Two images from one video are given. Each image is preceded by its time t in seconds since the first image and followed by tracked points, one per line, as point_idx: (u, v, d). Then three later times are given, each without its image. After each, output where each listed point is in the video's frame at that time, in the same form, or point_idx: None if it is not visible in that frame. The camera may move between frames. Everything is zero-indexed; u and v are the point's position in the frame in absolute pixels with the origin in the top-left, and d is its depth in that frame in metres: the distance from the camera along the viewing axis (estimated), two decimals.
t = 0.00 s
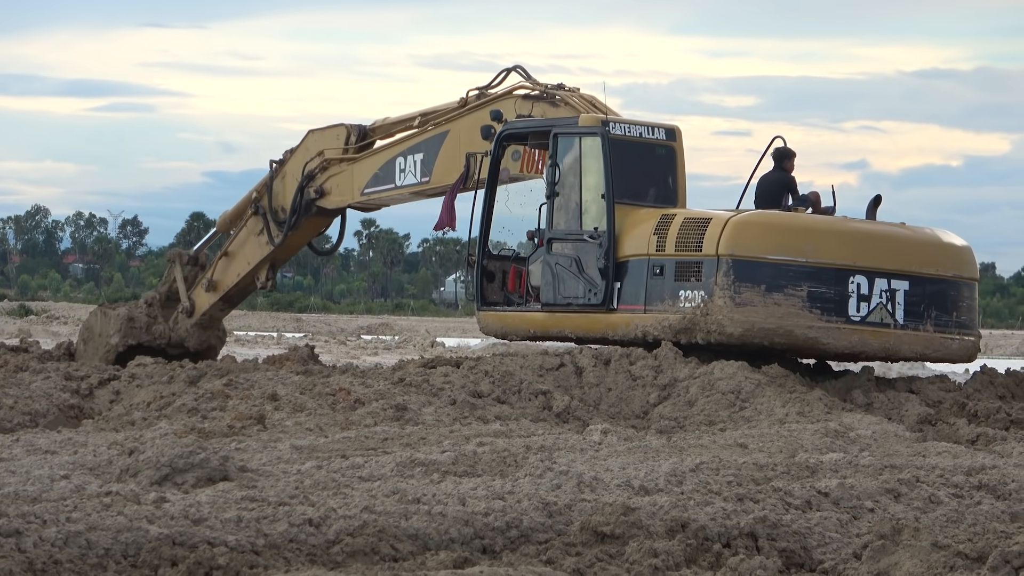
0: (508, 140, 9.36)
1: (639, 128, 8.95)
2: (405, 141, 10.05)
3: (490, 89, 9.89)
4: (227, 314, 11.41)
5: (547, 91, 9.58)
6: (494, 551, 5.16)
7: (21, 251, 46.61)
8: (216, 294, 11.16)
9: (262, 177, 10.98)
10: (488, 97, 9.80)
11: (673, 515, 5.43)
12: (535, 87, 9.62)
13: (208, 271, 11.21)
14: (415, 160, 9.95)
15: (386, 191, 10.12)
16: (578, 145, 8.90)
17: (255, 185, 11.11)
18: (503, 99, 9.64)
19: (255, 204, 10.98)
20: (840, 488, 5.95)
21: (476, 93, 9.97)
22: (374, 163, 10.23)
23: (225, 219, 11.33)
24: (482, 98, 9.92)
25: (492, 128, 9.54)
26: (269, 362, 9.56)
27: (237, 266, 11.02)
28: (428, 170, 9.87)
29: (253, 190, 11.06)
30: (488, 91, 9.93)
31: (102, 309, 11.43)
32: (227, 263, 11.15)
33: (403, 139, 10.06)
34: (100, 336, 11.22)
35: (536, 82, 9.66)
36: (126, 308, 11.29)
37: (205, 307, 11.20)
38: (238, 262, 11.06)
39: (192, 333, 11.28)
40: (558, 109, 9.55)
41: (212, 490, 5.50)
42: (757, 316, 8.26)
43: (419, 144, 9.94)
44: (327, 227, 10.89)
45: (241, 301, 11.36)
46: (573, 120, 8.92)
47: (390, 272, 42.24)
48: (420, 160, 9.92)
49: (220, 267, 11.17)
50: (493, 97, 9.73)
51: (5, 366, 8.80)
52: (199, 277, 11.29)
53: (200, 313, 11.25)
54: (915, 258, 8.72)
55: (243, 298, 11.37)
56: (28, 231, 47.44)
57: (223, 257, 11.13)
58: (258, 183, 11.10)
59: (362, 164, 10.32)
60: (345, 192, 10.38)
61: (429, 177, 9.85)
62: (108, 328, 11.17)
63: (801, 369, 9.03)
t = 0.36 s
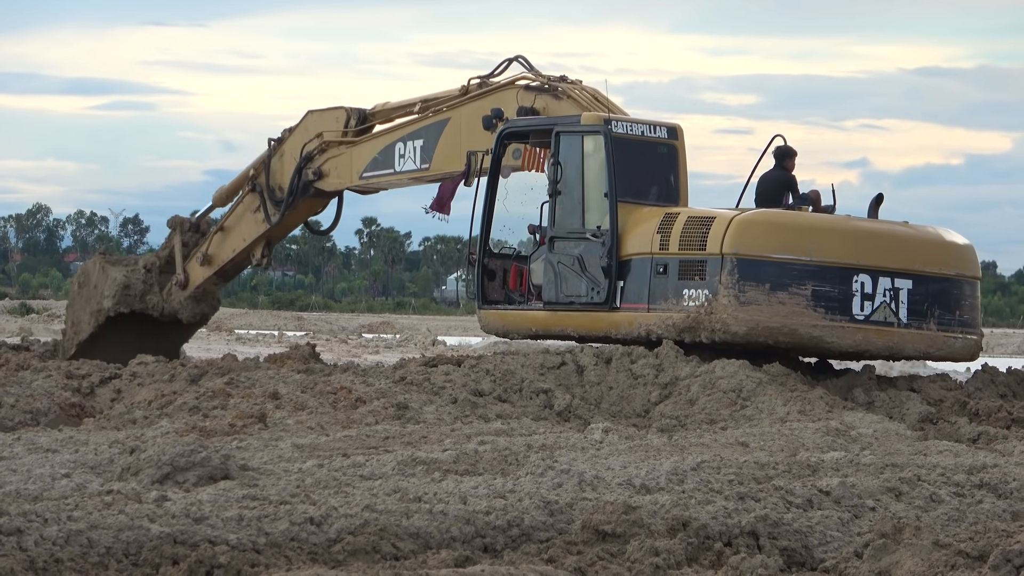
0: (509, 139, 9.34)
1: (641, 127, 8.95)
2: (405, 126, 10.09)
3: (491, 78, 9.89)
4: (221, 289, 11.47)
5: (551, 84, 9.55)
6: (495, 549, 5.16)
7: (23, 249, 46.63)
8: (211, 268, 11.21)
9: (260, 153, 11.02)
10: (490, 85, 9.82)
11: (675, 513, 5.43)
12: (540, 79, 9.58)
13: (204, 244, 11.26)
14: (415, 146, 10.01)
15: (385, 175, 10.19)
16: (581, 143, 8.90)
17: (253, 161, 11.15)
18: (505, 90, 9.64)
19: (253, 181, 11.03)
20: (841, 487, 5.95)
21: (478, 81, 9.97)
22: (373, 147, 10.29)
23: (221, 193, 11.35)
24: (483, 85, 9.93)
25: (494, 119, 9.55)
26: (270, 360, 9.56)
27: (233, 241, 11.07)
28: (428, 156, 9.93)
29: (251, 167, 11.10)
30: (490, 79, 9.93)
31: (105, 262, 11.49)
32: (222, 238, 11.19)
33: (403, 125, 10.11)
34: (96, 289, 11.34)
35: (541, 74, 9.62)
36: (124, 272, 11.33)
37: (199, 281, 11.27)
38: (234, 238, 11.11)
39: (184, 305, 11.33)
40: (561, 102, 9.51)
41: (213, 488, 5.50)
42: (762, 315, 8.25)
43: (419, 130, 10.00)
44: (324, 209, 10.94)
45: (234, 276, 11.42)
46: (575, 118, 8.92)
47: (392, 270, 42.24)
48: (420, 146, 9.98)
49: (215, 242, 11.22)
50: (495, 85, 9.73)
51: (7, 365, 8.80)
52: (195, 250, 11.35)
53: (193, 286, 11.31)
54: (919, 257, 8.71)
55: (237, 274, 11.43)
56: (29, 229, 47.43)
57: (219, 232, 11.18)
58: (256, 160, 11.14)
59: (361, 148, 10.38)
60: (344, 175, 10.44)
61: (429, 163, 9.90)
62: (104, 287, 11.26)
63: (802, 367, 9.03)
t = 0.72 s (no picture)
0: (511, 138, 9.39)
1: (646, 127, 8.94)
2: (405, 98, 10.49)
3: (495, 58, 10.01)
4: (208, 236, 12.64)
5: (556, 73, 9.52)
6: (497, 549, 5.16)
7: (25, 249, 46.66)
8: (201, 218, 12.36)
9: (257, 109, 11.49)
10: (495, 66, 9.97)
11: (677, 513, 5.43)
12: (546, 66, 9.57)
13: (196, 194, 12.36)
14: (414, 120, 10.41)
15: (382, 144, 10.64)
16: (586, 144, 8.90)
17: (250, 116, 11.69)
18: (511, 74, 9.77)
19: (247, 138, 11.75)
20: (843, 487, 5.95)
21: (481, 60, 10.13)
22: (371, 115, 10.73)
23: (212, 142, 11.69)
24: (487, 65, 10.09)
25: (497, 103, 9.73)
26: (272, 360, 9.56)
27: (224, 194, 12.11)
28: (427, 131, 10.33)
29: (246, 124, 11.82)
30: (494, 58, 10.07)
31: (94, 198, 13.23)
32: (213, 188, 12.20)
33: (401, 97, 10.52)
34: (82, 224, 13.11)
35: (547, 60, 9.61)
36: (112, 214, 12.92)
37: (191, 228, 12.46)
38: (224, 190, 12.13)
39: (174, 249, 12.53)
40: (566, 92, 9.47)
41: (214, 488, 5.51)
42: (772, 316, 8.25)
43: (419, 104, 10.39)
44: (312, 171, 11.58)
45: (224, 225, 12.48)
46: (580, 118, 8.93)
47: (393, 270, 42.25)
48: (420, 120, 10.38)
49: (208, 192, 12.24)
50: (501, 68, 9.85)
51: (9, 364, 8.81)
52: (187, 199, 12.55)
53: (184, 231, 12.61)
54: (926, 258, 8.71)
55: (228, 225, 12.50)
56: (31, 229, 47.43)
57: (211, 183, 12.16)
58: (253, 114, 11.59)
59: (359, 119, 10.81)
60: (339, 141, 10.99)
61: (428, 139, 10.30)
62: (92, 226, 12.91)
63: (804, 367, 9.02)
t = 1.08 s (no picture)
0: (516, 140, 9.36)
1: (655, 129, 8.93)
2: (403, 69, 10.39)
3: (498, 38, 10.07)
4: (187, 185, 11.74)
5: (561, 60, 9.63)
6: (501, 552, 5.16)
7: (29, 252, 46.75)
8: (181, 168, 11.45)
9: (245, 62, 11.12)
10: (498, 47, 10.04)
11: (682, 515, 5.42)
12: (552, 53, 9.68)
13: (176, 143, 11.49)
14: (411, 92, 10.34)
15: (377, 114, 10.51)
16: (596, 146, 8.90)
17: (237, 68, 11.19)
18: (515, 56, 9.85)
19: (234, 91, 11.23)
20: (847, 489, 5.94)
21: (483, 38, 10.18)
22: (365, 83, 10.57)
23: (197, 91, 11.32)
24: (489, 45, 10.16)
25: (498, 85, 9.84)
26: (276, 362, 9.57)
27: (206, 146, 11.39)
28: (425, 104, 10.27)
29: (233, 76, 11.26)
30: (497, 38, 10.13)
31: (72, 137, 11.40)
32: (195, 138, 11.44)
33: (398, 68, 10.40)
34: (61, 163, 11.30)
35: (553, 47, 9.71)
36: (91, 155, 11.31)
37: (168, 177, 11.49)
38: (207, 141, 11.39)
39: (149, 199, 11.53)
40: (572, 81, 9.58)
41: (219, 490, 5.51)
42: (792, 319, 8.24)
43: (417, 77, 10.30)
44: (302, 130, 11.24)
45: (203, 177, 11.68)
46: (589, 120, 8.94)
47: (398, 272, 42.29)
48: (417, 93, 10.30)
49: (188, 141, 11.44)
50: (505, 50, 9.92)
51: (13, 367, 8.82)
52: (167, 145, 11.52)
53: (161, 181, 11.54)
54: (941, 262, 8.72)
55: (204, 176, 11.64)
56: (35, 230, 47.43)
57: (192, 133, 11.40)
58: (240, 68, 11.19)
59: (353, 84, 10.61)
60: (330, 106, 10.71)
61: (426, 113, 10.26)
62: (70, 167, 11.24)
63: (809, 369, 9.02)
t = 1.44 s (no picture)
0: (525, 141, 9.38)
1: (669, 131, 8.91)
2: (401, 39, 10.41)
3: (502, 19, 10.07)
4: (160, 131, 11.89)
5: (569, 48, 9.63)
6: (509, 554, 5.16)
7: (36, 255, 46.88)
8: (158, 114, 11.59)
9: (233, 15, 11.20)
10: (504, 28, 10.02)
11: (690, 518, 5.41)
12: (560, 39, 9.68)
13: (153, 89, 11.61)
14: (409, 63, 10.39)
15: (372, 82, 10.60)
16: (612, 148, 8.89)
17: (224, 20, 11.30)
18: (522, 40, 9.84)
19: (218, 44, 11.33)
20: (855, 491, 5.92)
21: (486, 16, 10.16)
22: (359, 50, 10.65)
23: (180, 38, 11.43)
24: (492, 23, 10.13)
25: (503, 68, 9.84)
26: (283, 365, 9.58)
27: (185, 94, 11.53)
28: (423, 77, 10.32)
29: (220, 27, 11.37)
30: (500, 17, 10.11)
31: (44, 73, 11.53)
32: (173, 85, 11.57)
33: (396, 38, 10.44)
34: (32, 99, 11.43)
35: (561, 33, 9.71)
36: (64, 92, 11.46)
37: (143, 122, 11.63)
38: (187, 90, 11.53)
39: (122, 141, 11.69)
40: (581, 71, 9.59)
41: (227, 493, 5.51)
42: (822, 322, 8.24)
43: (416, 50, 10.34)
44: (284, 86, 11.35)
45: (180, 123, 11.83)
46: (604, 122, 8.92)
47: (405, 274, 42.34)
48: (415, 65, 10.35)
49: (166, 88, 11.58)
50: (511, 32, 9.92)
51: (21, 369, 8.84)
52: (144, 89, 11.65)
53: (134, 125, 11.67)
54: (962, 266, 8.74)
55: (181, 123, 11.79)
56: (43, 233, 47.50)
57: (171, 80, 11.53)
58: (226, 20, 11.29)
59: (347, 48, 10.71)
60: (322, 68, 10.82)
61: (424, 87, 10.31)
62: (42, 103, 11.36)
63: (817, 371, 9.00)
